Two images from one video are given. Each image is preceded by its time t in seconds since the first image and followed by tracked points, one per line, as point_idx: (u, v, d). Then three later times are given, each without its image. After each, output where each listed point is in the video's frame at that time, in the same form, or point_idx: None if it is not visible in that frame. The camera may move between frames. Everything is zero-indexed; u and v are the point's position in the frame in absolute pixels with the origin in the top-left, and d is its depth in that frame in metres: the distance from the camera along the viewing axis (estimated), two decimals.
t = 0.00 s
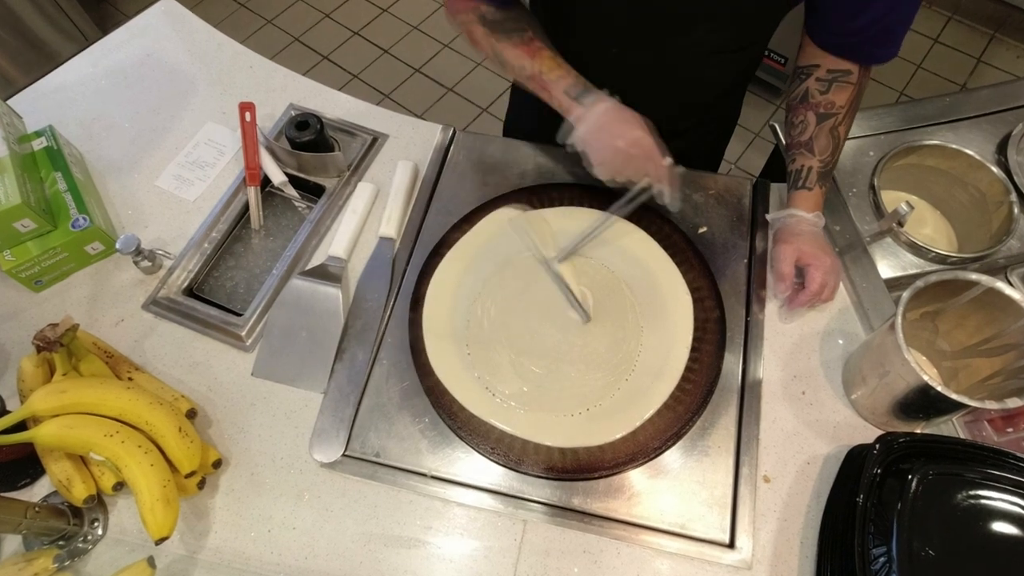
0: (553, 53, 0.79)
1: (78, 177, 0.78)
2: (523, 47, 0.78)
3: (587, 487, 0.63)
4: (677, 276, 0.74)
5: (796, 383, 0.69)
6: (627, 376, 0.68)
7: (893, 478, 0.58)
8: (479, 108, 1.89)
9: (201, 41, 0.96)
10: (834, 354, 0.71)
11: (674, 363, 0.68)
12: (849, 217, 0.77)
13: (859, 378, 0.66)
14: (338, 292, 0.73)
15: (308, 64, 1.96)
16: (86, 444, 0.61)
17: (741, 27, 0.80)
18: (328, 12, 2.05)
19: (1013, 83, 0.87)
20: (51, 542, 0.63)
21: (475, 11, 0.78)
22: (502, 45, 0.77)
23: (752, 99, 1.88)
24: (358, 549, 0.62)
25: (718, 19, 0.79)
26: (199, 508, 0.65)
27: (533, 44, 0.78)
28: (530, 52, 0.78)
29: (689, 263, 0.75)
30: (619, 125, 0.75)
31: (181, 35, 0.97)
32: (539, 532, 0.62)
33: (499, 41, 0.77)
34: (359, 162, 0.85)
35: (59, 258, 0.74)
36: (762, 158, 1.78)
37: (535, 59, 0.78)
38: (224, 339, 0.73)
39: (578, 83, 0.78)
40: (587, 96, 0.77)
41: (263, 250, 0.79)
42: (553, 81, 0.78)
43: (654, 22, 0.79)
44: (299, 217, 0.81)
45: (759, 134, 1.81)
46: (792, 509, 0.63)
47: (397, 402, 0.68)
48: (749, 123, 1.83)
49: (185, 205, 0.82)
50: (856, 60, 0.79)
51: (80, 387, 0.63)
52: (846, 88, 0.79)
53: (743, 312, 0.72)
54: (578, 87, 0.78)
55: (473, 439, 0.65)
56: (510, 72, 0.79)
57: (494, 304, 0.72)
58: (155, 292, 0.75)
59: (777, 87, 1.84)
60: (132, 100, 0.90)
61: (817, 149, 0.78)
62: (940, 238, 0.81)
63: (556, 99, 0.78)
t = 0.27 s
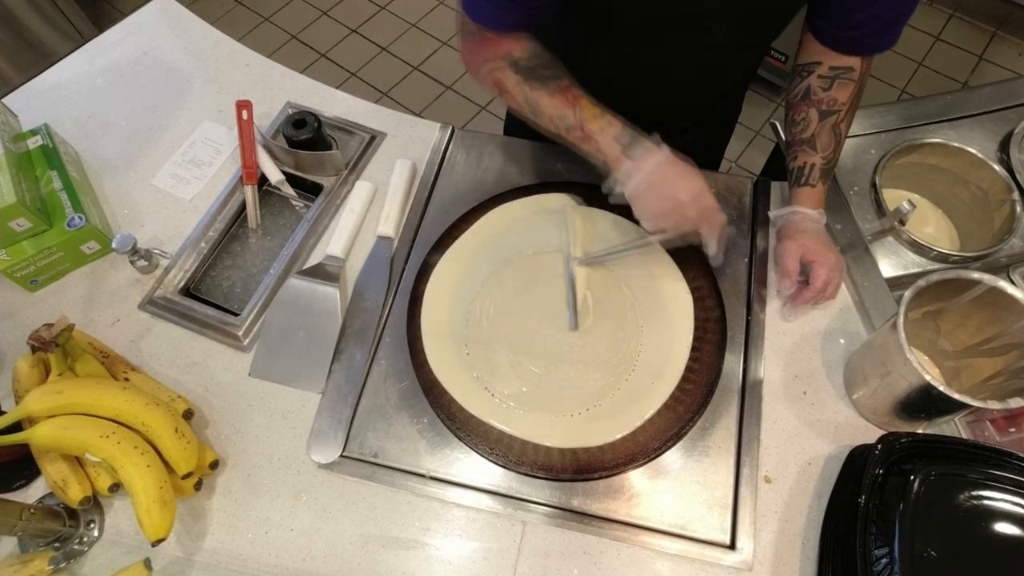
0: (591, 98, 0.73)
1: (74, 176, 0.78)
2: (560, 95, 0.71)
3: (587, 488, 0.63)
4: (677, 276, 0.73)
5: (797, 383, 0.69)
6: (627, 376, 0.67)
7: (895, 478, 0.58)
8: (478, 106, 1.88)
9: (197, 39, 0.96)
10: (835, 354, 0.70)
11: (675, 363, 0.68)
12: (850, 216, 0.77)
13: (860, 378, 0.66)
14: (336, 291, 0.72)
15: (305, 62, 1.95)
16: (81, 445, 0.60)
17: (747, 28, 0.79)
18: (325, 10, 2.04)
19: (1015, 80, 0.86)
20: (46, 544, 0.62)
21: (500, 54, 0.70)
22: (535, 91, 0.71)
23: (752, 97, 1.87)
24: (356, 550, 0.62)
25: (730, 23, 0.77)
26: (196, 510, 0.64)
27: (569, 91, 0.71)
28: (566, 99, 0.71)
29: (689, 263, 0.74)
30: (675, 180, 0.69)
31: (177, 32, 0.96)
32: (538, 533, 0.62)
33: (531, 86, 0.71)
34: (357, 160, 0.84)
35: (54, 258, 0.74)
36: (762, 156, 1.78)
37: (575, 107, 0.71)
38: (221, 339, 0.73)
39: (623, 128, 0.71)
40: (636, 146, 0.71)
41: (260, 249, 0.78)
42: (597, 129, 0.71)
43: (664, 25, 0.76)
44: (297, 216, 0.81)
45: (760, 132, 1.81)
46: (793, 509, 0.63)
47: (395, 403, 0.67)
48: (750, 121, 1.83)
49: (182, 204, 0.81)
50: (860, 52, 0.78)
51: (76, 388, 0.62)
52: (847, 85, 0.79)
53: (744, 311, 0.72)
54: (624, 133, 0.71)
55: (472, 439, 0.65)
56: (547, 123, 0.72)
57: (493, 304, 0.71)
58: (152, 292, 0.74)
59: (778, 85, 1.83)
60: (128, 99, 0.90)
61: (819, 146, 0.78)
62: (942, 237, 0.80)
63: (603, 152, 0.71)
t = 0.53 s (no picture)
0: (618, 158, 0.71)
1: (69, 174, 0.77)
2: (585, 148, 0.70)
3: (586, 488, 0.62)
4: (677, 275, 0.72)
5: (799, 383, 0.68)
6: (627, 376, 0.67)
7: (897, 479, 0.57)
8: (477, 104, 1.88)
9: (193, 36, 0.95)
10: (836, 353, 0.70)
11: (675, 363, 0.67)
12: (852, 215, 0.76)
13: (862, 378, 0.65)
14: (334, 290, 0.71)
15: (303, 59, 1.94)
16: (77, 445, 0.60)
17: (756, 32, 0.77)
18: (323, 6, 2.03)
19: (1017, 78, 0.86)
20: (42, 545, 0.62)
21: (527, 93, 0.70)
22: (561, 142, 0.70)
23: (753, 95, 1.87)
24: (354, 552, 0.61)
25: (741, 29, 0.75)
26: (192, 511, 0.63)
27: (597, 149, 0.70)
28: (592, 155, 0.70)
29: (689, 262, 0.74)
30: (704, 261, 0.66)
31: (174, 29, 0.96)
32: (537, 534, 0.61)
33: (557, 135, 0.70)
34: (355, 158, 0.83)
35: (49, 257, 0.73)
36: (763, 154, 1.77)
37: (601, 164, 0.70)
38: (218, 339, 0.72)
39: (649, 197, 0.69)
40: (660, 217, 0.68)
41: (257, 248, 0.78)
42: (620, 192, 0.69)
43: (675, 28, 0.75)
44: (294, 214, 0.80)
45: (760, 130, 1.80)
46: (794, 510, 0.62)
47: (393, 403, 0.67)
48: (750, 119, 1.82)
49: (178, 202, 0.80)
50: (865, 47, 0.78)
51: (71, 388, 0.61)
52: (851, 83, 0.80)
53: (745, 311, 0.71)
54: (649, 203, 0.69)
55: (470, 439, 0.64)
56: (569, 176, 0.71)
57: (492, 303, 0.71)
58: (148, 291, 0.74)
59: (778, 83, 1.83)
60: (124, 96, 0.89)
61: (822, 142, 0.78)
62: (945, 235, 0.79)
63: (622, 214, 0.70)
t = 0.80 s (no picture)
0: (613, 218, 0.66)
1: (64, 172, 0.76)
2: (580, 203, 0.66)
3: (586, 489, 0.62)
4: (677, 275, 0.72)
5: (799, 383, 0.68)
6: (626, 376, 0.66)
7: (898, 479, 0.57)
8: (475, 102, 1.87)
9: (189, 33, 0.94)
10: (837, 353, 0.69)
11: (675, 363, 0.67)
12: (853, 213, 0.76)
13: (862, 378, 0.65)
14: (332, 289, 0.71)
15: (300, 57, 1.93)
16: (72, 446, 0.59)
17: (765, 41, 0.76)
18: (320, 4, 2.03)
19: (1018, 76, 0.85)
20: (37, 546, 0.61)
21: (537, 124, 0.66)
22: (557, 188, 0.66)
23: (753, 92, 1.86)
24: (351, 553, 0.61)
25: (749, 39, 0.74)
26: (189, 512, 0.63)
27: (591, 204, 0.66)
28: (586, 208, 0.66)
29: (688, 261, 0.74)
30: (671, 342, 0.62)
31: (169, 26, 0.95)
32: (535, 535, 0.61)
33: (555, 178, 0.66)
34: (352, 156, 0.83)
35: (44, 256, 0.72)
36: (763, 152, 1.77)
37: (592, 222, 0.65)
38: (214, 339, 0.71)
39: (635, 267, 0.64)
40: (637, 295, 0.63)
41: (254, 247, 0.77)
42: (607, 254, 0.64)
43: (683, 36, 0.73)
44: (291, 213, 0.80)
45: (760, 128, 1.80)
46: (794, 511, 0.62)
47: (391, 403, 0.67)
48: (750, 117, 1.82)
49: (174, 201, 0.80)
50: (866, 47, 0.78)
51: (66, 388, 0.61)
52: (854, 82, 0.79)
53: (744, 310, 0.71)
54: (634, 273, 0.63)
55: (468, 440, 0.64)
56: (560, 226, 0.67)
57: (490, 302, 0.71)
58: (144, 290, 0.73)
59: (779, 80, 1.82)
60: (120, 94, 0.88)
61: (825, 141, 0.78)
62: (946, 234, 0.79)
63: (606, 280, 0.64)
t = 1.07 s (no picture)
0: (584, 254, 0.64)
1: (59, 171, 0.76)
2: (551, 231, 0.64)
3: (585, 490, 0.62)
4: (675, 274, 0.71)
5: (800, 383, 0.67)
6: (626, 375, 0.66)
7: (899, 480, 0.57)
8: (474, 100, 1.87)
9: (185, 31, 0.94)
10: (837, 353, 0.69)
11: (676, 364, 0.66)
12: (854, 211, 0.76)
13: (863, 378, 0.64)
14: (330, 289, 0.70)
15: (298, 55, 1.93)
16: (68, 447, 0.59)
17: (771, 46, 0.75)
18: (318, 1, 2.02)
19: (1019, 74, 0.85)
20: (33, 548, 0.61)
21: (526, 139, 0.64)
22: (532, 209, 0.65)
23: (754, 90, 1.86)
24: (349, 554, 0.60)
25: (754, 42, 0.73)
26: (186, 513, 0.62)
27: (562, 234, 0.64)
28: (557, 236, 0.64)
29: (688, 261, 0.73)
30: (614, 390, 0.60)
31: (165, 24, 0.94)
32: (534, 536, 0.61)
33: (533, 198, 0.65)
34: (350, 156, 0.82)
35: (40, 256, 0.72)
36: (764, 150, 1.77)
37: (558, 253, 0.63)
38: (211, 339, 0.71)
39: (586, 311, 0.62)
40: (590, 337, 0.61)
41: (251, 246, 0.77)
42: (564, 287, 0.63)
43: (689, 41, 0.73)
44: (288, 212, 0.79)
45: (761, 126, 1.80)
46: (795, 511, 0.61)
47: (389, 403, 0.66)
48: (751, 115, 1.82)
49: (171, 200, 0.79)
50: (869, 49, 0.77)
51: (62, 388, 0.60)
52: (858, 82, 0.78)
53: (744, 309, 0.71)
54: (584, 317, 0.62)
55: (466, 440, 0.63)
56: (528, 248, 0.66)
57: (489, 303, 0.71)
58: (140, 290, 0.73)
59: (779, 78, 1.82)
60: (115, 92, 0.88)
61: (827, 141, 0.77)
62: (947, 232, 0.79)
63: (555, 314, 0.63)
